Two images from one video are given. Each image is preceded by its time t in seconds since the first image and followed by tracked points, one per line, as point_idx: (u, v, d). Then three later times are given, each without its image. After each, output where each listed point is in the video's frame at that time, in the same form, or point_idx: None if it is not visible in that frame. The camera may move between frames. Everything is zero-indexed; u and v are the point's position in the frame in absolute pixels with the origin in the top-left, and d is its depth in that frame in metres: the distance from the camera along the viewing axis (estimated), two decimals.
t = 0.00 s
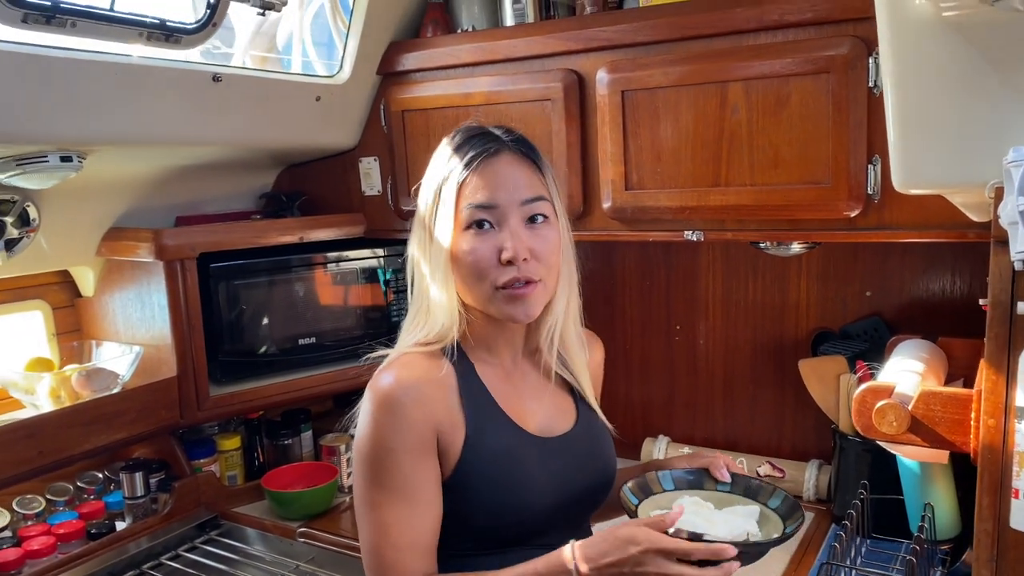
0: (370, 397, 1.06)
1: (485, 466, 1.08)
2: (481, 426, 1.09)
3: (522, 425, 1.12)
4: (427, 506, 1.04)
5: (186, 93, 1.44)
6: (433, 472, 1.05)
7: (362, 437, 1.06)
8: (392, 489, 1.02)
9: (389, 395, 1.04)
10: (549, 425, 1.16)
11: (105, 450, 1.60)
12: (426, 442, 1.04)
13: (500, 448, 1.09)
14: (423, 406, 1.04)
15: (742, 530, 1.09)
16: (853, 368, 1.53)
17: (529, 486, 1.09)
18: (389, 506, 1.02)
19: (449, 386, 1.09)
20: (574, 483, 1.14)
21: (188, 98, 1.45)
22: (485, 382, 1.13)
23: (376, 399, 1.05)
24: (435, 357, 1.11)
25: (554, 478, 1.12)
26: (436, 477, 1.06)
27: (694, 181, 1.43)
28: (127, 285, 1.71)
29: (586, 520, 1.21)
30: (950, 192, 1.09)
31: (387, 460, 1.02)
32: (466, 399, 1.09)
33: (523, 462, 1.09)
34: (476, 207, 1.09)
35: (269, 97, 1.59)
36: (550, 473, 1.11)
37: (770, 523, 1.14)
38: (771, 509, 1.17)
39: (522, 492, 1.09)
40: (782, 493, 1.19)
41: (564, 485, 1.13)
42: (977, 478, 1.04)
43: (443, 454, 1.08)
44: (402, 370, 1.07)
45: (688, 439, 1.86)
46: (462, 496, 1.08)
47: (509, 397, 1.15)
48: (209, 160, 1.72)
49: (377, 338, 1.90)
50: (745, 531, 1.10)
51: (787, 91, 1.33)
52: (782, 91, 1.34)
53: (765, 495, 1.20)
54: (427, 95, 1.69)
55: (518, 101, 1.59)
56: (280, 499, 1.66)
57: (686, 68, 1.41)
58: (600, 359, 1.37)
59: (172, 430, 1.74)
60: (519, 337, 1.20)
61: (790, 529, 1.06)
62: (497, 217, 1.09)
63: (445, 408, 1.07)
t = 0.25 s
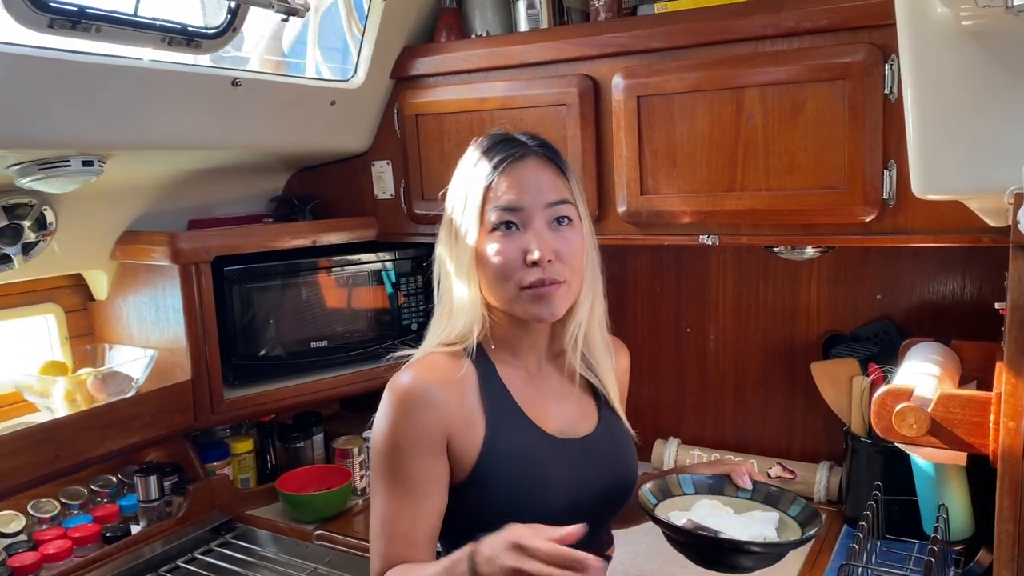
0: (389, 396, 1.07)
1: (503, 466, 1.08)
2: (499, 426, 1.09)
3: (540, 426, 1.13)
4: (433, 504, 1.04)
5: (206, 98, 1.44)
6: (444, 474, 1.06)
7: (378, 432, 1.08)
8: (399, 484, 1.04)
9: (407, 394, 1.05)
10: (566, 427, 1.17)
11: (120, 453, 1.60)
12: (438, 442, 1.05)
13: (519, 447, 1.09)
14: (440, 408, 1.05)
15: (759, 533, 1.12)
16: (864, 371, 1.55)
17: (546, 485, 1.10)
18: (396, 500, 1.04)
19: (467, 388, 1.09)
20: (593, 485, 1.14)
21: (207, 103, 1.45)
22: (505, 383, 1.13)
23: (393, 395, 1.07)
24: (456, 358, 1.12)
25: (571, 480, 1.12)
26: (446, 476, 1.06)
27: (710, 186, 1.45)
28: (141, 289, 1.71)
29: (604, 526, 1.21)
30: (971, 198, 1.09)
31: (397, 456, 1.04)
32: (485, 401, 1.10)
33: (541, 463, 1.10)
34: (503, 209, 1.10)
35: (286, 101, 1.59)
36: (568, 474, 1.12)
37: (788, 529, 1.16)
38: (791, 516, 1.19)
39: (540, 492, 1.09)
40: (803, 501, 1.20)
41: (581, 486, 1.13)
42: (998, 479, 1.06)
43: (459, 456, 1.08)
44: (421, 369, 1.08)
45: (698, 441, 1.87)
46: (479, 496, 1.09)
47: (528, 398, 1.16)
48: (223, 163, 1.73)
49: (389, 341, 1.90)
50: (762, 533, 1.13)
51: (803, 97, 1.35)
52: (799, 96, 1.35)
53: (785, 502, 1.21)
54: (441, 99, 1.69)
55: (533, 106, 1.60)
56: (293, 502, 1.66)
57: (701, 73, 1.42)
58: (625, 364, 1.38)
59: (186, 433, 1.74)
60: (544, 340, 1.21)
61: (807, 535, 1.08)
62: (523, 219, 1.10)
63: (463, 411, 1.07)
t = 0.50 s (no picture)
0: (423, 394, 1.09)
1: (536, 464, 1.09)
2: (532, 425, 1.10)
3: (573, 425, 1.13)
4: (460, 500, 1.07)
5: (236, 100, 1.45)
6: (474, 473, 1.08)
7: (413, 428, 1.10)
8: (428, 479, 1.07)
9: (439, 395, 1.07)
10: (599, 426, 1.17)
11: (143, 454, 1.61)
12: (468, 442, 1.07)
13: (552, 446, 1.10)
14: (471, 409, 1.07)
15: (796, 535, 1.15)
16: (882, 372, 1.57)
17: (581, 482, 1.10)
18: (425, 495, 1.07)
19: (500, 388, 1.11)
20: (625, 482, 1.14)
21: (234, 105, 1.46)
22: (538, 383, 1.14)
23: (427, 394, 1.09)
24: (490, 357, 1.14)
25: (604, 478, 1.12)
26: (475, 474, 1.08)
27: (733, 189, 1.47)
28: (161, 290, 1.72)
29: (636, 523, 1.21)
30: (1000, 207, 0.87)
31: (427, 453, 1.07)
32: (518, 400, 1.11)
33: (574, 461, 1.10)
34: (541, 211, 1.12)
35: (309, 103, 1.60)
36: (601, 472, 1.12)
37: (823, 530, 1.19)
38: (824, 517, 1.22)
39: (574, 489, 1.10)
40: (835, 501, 1.23)
41: (614, 484, 1.13)
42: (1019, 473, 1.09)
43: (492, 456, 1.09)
44: (454, 369, 1.10)
45: (713, 441, 1.89)
46: (514, 492, 1.10)
47: (561, 398, 1.16)
48: (243, 165, 1.73)
49: (406, 342, 1.91)
50: (798, 534, 1.16)
51: (827, 102, 1.37)
52: (822, 101, 1.37)
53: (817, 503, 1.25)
54: (461, 102, 1.71)
55: (554, 109, 1.61)
56: (315, 503, 1.67)
57: (724, 78, 1.44)
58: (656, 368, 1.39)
59: (206, 434, 1.75)
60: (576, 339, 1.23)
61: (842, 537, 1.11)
62: (561, 221, 1.12)
63: (495, 412, 1.09)
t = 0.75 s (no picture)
0: (451, 394, 1.10)
1: (563, 462, 1.09)
2: (559, 423, 1.10)
3: (599, 423, 1.13)
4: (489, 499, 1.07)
5: (260, 101, 1.48)
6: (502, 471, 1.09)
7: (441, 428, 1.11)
8: (457, 478, 1.07)
9: (466, 395, 1.08)
10: (624, 424, 1.17)
11: (163, 453, 1.62)
12: (496, 440, 1.08)
13: (579, 443, 1.10)
14: (498, 408, 1.08)
15: (818, 531, 1.17)
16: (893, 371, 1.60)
17: (608, 479, 1.10)
18: (454, 494, 1.08)
19: (526, 388, 1.11)
20: (650, 479, 1.14)
21: (258, 106, 1.48)
22: (564, 382, 1.14)
23: (455, 394, 1.10)
24: (516, 357, 1.15)
25: (631, 475, 1.12)
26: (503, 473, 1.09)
27: (750, 191, 1.49)
28: (179, 289, 1.73)
29: (659, 517, 1.22)
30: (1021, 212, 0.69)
31: (456, 452, 1.07)
32: (545, 399, 1.11)
33: (602, 459, 1.10)
34: (567, 214, 1.12)
35: (329, 104, 1.62)
36: (627, 469, 1.12)
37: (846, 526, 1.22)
38: (847, 512, 1.25)
39: (600, 486, 1.10)
40: (858, 497, 1.26)
41: (639, 482, 1.13)
42: None
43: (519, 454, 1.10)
44: (482, 370, 1.11)
45: (723, 439, 1.92)
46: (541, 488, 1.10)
47: (584, 392, 1.16)
48: (261, 166, 1.75)
49: (420, 342, 1.93)
50: (821, 530, 1.18)
51: (844, 106, 1.40)
52: (840, 106, 1.40)
53: (839, 499, 1.27)
54: (478, 104, 1.73)
55: (572, 111, 1.63)
56: (332, 501, 1.69)
57: (743, 82, 1.46)
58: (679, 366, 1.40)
59: (224, 433, 1.76)
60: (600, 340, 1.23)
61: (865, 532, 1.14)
62: (586, 224, 1.12)
63: (522, 411, 1.09)
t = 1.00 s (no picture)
0: (466, 394, 1.11)
1: (577, 457, 1.10)
2: (571, 418, 1.12)
3: (609, 418, 1.15)
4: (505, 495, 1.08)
5: (273, 101, 1.51)
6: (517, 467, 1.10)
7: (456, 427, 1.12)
8: (474, 476, 1.08)
9: (480, 392, 1.10)
10: (634, 420, 1.19)
11: (176, 450, 1.64)
12: (511, 438, 1.09)
13: (591, 438, 1.11)
14: (513, 406, 1.09)
15: (819, 526, 1.20)
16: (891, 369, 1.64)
17: (620, 473, 1.11)
18: (470, 492, 1.09)
19: (540, 386, 1.13)
20: (661, 474, 1.16)
21: (270, 106, 1.51)
22: (575, 379, 1.16)
23: (470, 394, 1.11)
24: (528, 356, 1.16)
25: (642, 470, 1.14)
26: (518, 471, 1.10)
27: (754, 193, 1.53)
28: (190, 288, 1.75)
29: (669, 514, 1.22)
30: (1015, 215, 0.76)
31: (472, 450, 1.08)
32: (558, 396, 1.13)
33: (614, 454, 1.12)
34: (579, 217, 1.13)
35: (340, 106, 1.65)
36: (639, 463, 1.13)
37: (848, 522, 1.24)
38: (848, 509, 1.27)
39: (612, 481, 1.11)
40: (859, 494, 1.28)
41: (651, 477, 1.15)
42: None
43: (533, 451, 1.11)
44: (496, 369, 1.12)
45: (723, 436, 1.96)
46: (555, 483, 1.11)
47: (596, 391, 1.18)
48: (271, 167, 1.77)
49: (425, 341, 1.95)
50: (822, 525, 1.21)
51: (846, 112, 1.43)
52: (842, 111, 1.44)
53: (841, 496, 1.29)
54: (486, 106, 1.76)
55: (579, 114, 1.67)
56: (340, 496, 1.71)
57: (747, 87, 1.50)
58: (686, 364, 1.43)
59: (233, 431, 1.78)
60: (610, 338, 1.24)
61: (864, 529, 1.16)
62: (598, 227, 1.13)
63: (534, 407, 1.11)
